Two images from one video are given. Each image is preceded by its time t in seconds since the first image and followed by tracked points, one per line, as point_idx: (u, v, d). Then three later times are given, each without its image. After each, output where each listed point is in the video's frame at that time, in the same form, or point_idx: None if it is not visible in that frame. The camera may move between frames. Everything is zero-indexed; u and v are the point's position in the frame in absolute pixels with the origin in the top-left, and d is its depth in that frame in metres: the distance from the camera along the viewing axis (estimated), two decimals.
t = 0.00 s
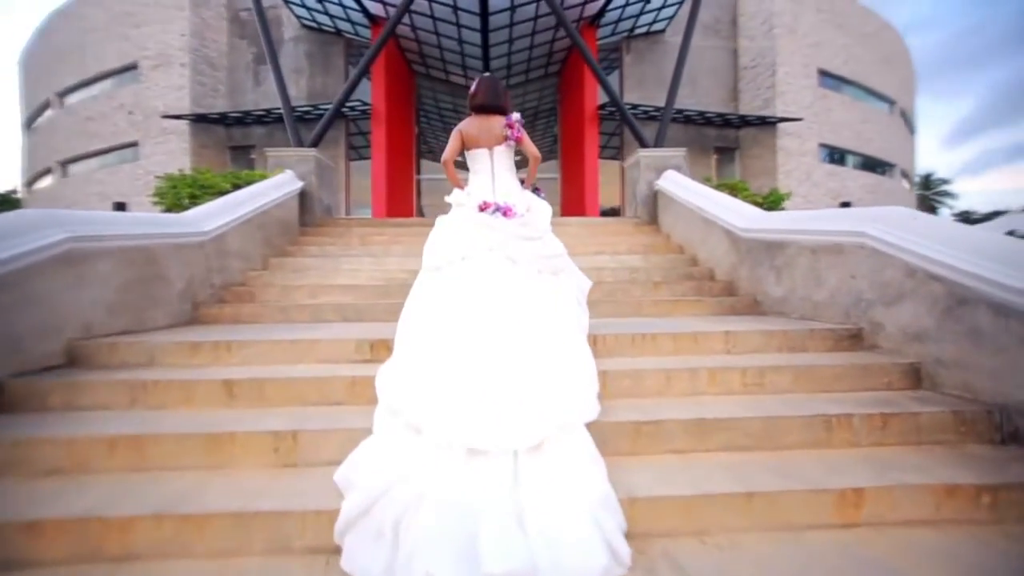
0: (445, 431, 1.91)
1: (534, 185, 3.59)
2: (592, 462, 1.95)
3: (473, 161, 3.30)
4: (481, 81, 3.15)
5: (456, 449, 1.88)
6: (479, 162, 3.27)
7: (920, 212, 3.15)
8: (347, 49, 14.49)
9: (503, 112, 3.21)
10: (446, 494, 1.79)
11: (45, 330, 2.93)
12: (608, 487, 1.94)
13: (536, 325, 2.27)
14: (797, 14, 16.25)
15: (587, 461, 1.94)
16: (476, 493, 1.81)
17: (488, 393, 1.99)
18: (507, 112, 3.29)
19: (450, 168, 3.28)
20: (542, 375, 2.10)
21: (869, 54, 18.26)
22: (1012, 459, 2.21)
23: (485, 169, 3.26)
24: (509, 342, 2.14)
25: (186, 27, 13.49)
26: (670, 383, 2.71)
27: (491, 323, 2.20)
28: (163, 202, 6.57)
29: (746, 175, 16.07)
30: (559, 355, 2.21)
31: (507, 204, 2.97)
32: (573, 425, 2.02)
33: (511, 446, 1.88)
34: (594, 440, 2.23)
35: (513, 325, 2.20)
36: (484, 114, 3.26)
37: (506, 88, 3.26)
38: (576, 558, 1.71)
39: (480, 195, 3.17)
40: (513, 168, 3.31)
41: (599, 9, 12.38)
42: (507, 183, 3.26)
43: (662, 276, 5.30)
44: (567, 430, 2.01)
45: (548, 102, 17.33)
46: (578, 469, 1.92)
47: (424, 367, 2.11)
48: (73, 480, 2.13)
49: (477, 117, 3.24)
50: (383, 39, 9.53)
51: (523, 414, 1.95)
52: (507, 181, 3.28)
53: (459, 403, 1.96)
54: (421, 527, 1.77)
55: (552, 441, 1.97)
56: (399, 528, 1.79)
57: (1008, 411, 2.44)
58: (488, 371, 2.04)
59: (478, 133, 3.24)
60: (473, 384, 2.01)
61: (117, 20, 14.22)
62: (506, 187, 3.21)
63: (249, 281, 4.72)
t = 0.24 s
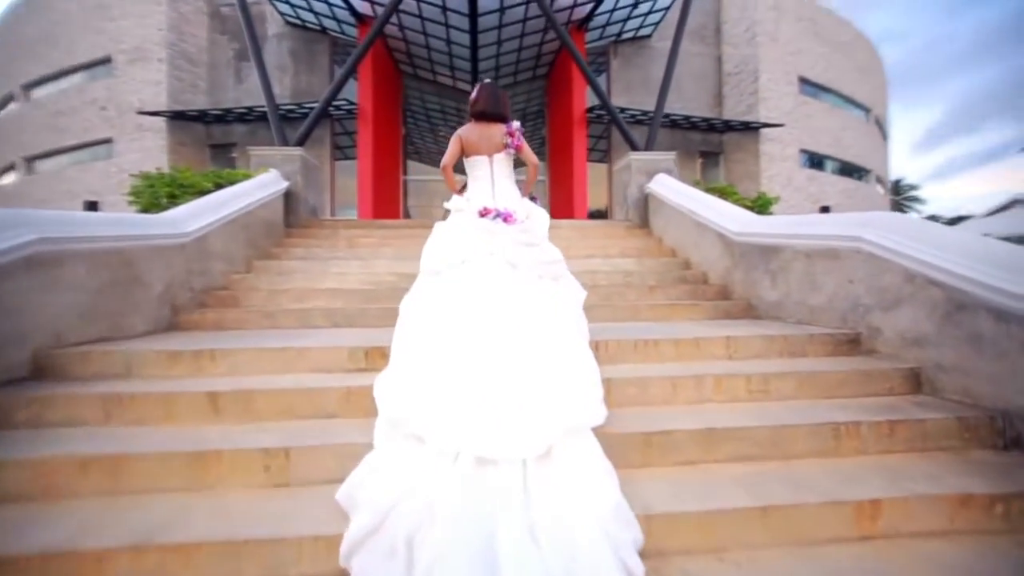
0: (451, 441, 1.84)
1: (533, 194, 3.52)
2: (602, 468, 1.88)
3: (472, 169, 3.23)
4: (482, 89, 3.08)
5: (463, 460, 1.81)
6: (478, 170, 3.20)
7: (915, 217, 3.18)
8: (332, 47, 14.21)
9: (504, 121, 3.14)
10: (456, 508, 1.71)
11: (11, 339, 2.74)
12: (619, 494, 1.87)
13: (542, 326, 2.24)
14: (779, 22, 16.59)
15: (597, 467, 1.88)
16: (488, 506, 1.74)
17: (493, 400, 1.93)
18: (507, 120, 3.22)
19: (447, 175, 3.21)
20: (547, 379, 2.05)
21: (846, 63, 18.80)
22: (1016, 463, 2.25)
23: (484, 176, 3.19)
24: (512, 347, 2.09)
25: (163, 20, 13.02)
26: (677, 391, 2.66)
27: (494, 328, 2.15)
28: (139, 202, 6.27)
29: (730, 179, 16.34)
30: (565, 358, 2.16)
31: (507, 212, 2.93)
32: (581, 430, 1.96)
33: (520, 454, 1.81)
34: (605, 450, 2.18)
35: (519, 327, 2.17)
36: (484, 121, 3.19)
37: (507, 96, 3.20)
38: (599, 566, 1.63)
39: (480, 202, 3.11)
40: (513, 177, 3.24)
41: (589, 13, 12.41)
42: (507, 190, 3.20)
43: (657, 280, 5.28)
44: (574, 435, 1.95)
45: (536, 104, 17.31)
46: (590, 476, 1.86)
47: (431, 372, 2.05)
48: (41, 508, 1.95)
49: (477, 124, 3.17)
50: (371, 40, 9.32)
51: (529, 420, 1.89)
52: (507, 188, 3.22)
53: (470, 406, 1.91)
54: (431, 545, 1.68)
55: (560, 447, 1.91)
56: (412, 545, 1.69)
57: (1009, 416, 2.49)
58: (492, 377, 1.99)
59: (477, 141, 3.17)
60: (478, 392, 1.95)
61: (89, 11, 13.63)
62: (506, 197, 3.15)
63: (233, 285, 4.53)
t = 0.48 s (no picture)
0: (461, 441, 1.83)
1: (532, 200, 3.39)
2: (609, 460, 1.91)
3: (469, 171, 3.10)
4: (483, 90, 2.99)
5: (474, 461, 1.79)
6: (476, 172, 3.06)
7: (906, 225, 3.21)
8: (313, 41, 13.79)
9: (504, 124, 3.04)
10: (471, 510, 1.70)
11: None
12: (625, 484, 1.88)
13: (545, 324, 2.26)
14: (758, 32, 17.04)
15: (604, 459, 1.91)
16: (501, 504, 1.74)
17: (500, 398, 1.93)
18: (507, 123, 3.11)
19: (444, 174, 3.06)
20: (550, 374, 2.06)
21: (820, 75, 19.50)
22: (1013, 471, 2.26)
23: (481, 177, 3.05)
24: (517, 344, 2.10)
25: (131, 6, 12.35)
26: (681, 401, 2.59)
27: (499, 327, 2.15)
28: (103, 197, 5.86)
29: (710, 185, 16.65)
30: (568, 355, 2.18)
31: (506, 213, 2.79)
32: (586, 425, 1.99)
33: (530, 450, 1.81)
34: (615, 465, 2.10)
35: (524, 317, 2.23)
36: (484, 124, 3.08)
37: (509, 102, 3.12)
38: (618, 562, 1.62)
39: (478, 203, 2.97)
40: (510, 180, 3.11)
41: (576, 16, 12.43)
42: (504, 193, 3.07)
43: (648, 285, 5.24)
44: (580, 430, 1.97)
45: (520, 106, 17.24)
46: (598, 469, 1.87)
47: (436, 381, 2.04)
48: None
49: (476, 127, 3.06)
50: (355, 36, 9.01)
51: (536, 415, 1.90)
52: (504, 190, 3.08)
53: (478, 412, 1.90)
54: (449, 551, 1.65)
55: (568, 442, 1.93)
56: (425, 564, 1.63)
57: (1001, 423, 2.51)
58: (497, 375, 2.00)
59: (476, 142, 3.05)
60: (484, 390, 1.95)
61: None
62: (503, 198, 3.01)
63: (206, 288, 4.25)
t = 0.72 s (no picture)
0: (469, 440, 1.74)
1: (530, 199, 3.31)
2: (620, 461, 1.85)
3: (467, 168, 3.00)
4: (484, 86, 2.91)
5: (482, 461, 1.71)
6: (474, 169, 2.97)
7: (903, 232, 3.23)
8: (298, 38, 13.49)
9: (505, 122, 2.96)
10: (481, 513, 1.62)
11: None
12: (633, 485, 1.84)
13: (551, 320, 2.19)
14: (744, 40, 17.32)
15: (614, 459, 1.85)
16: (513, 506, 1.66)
17: (508, 396, 1.85)
18: (508, 121, 3.03)
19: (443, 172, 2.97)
20: (558, 370, 1.99)
21: (802, 83, 19.93)
22: (1016, 480, 2.27)
23: (480, 176, 2.95)
24: (523, 341, 2.02)
25: None
26: (689, 412, 2.54)
27: (504, 323, 2.07)
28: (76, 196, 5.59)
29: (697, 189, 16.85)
30: (574, 352, 2.11)
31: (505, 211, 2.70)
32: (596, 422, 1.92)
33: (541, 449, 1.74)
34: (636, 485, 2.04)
35: (529, 314, 2.15)
36: (483, 121, 3.00)
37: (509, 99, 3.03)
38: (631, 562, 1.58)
39: (478, 201, 2.88)
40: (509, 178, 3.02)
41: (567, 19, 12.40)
42: (504, 191, 2.97)
43: (644, 290, 5.21)
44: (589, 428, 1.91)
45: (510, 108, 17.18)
46: (608, 470, 1.81)
47: (442, 364, 1.97)
48: None
49: (476, 124, 2.97)
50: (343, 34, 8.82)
51: (546, 413, 1.83)
52: (503, 189, 2.99)
53: (485, 412, 1.80)
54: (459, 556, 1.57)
55: (577, 439, 1.87)
56: (432, 573, 1.56)
57: (1002, 431, 2.54)
58: (504, 372, 1.91)
59: (476, 139, 2.96)
60: (491, 388, 1.87)
61: None
62: (503, 197, 2.92)
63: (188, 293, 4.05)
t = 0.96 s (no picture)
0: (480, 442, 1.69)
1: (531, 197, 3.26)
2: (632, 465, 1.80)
3: (470, 164, 2.93)
4: (489, 81, 2.83)
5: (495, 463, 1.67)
6: (478, 166, 2.89)
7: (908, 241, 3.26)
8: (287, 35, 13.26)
9: (510, 117, 2.89)
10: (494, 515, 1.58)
11: None
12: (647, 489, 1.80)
13: (559, 321, 2.15)
14: (732, 46, 17.52)
15: (627, 463, 1.80)
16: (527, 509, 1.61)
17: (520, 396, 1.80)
18: (512, 118, 2.97)
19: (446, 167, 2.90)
20: (569, 370, 1.95)
21: (788, 89, 20.24)
22: None
23: (484, 174, 2.88)
24: (534, 339, 1.98)
25: None
26: (699, 423, 2.51)
27: (514, 323, 2.03)
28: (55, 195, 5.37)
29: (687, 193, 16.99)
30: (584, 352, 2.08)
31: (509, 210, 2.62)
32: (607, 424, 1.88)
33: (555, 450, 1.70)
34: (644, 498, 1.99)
35: (538, 313, 2.11)
36: (488, 116, 2.92)
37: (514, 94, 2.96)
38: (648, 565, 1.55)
39: (481, 200, 2.80)
40: (512, 177, 2.96)
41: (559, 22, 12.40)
42: (506, 191, 2.91)
43: (642, 296, 5.19)
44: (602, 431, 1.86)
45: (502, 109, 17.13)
46: (622, 472, 1.78)
47: (450, 364, 1.92)
48: None
49: (480, 118, 2.88)
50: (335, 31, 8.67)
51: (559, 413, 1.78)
52: (506, 188, 2.92)
53: (495, 412, 1.75)
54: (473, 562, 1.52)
55: (590, 442, 1.82)
56: None
57: (1013, 443, 2.57)
58: (515, 371, 1.87)
59: (480, 135, 2.88)
60: (502, 388, 1.82)
61: None
62: (506, 195, 2.85)
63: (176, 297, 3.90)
